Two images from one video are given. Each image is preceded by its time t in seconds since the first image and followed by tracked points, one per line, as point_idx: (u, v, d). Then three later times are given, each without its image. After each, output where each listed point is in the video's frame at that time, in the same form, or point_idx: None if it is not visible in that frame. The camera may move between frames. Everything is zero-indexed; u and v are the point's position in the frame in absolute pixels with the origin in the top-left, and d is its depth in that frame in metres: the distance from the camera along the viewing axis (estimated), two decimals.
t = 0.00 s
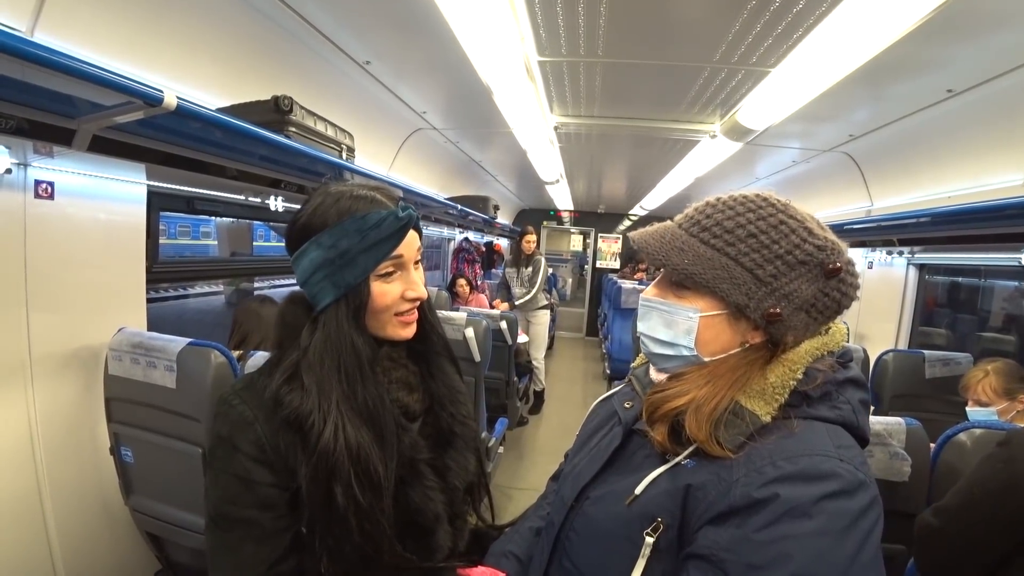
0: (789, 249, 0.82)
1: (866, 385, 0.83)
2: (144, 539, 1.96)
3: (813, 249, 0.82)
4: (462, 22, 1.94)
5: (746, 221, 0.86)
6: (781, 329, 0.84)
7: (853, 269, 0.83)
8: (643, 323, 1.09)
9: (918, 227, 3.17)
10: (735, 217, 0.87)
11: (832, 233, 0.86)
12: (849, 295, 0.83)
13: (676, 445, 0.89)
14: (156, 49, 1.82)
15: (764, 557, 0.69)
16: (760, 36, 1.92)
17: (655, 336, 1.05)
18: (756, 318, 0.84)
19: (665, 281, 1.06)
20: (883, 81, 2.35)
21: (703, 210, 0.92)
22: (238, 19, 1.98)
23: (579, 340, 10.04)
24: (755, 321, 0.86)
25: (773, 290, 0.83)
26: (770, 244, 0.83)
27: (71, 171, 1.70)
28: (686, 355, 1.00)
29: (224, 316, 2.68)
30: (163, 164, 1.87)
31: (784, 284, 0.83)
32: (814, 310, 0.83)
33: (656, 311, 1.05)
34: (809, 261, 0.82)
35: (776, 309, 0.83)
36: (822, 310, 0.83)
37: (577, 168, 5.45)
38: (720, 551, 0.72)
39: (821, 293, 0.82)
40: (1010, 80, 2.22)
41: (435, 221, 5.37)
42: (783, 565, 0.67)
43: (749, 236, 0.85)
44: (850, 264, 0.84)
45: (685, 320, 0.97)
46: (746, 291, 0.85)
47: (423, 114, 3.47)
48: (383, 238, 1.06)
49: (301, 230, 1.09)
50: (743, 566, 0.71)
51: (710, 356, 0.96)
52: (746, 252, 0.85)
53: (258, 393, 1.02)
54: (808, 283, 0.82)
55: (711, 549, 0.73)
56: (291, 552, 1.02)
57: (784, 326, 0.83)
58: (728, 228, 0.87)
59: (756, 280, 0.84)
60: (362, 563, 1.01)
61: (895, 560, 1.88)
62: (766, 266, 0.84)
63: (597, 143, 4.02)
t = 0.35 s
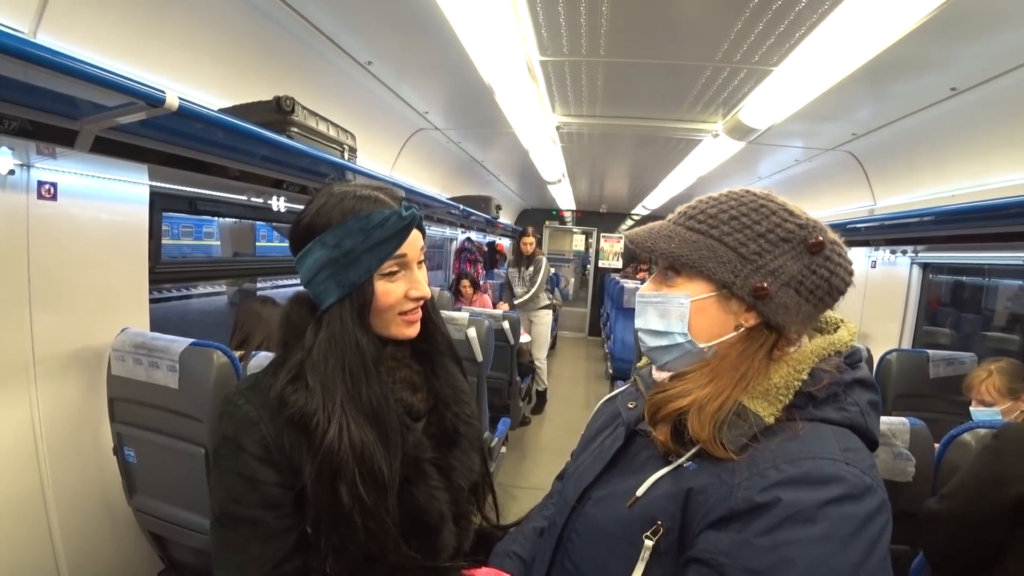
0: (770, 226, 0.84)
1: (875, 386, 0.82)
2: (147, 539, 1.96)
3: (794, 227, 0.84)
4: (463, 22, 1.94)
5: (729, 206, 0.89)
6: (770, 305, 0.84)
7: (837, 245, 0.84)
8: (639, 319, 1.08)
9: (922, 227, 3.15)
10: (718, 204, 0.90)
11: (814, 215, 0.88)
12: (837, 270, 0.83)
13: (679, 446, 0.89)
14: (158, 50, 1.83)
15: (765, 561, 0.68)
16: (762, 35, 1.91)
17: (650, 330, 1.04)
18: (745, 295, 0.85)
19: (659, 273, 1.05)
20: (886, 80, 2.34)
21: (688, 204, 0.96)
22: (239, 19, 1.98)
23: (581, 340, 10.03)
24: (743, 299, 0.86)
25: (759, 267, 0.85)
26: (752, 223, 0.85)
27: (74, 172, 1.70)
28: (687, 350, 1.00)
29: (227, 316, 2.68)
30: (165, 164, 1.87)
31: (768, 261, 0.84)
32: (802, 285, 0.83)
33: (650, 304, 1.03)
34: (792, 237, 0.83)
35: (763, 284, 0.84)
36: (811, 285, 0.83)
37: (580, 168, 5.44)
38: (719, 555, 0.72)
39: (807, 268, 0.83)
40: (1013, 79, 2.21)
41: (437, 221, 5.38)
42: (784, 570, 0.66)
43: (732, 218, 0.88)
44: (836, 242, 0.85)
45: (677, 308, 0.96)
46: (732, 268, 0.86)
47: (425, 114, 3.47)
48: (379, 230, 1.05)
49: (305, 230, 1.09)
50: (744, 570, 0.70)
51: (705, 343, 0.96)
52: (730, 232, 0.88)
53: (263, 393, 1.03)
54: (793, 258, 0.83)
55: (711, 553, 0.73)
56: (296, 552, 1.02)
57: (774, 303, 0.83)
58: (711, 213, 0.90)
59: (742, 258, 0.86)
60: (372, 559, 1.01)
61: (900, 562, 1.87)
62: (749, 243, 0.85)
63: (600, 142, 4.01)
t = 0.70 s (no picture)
0: (774, 226, 0.84)
1: (882, 389, 0.82)
2: (149, 540, 1.96)
3: (798, 227, 0.83)
4: (463, 21, 1.93)
5: (732, 206, 0.88)
6: (773, 307, 0.83)
7: (842, 244, 0.84)
8: (639, 320, 1.07)
9: (924, 224, 3.14)
10: (721, 204, 0.89)
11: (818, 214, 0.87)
12: (842, 270, 0.82)
13: (681, 450, 0.88)
14: (157, 51, 1.82)
15: (768, 569, 0.68)
16: (763, 32, 1.90)
17: (652, 331, 1.03)
18: (748, 297, 0.84)
19: (660, 274, 1.05)
20: (888, 77, 2.33)
21: (690, 202, 0.95)
22: (239, 19, 1.97)
23: (583, 339, 10.03)
24: (746, 300, 0.85)
25: (762, 268, 0.84)
26: (755, 224, 0.85)
27: (73, 173, 1.70)
28: (689, 351, 1.00)
29: (228, 317, 2.68)
30: (163, 165, 1.87)
31: (773, 262, 0.83)
32: (806, 287, 0.82)
33: (650, 305, 1.03)
34: (796, 237, 0.83)
35: (767, 285, 0.83)
36: (814, 286, 0.82)
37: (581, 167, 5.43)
38: (721, 562, 0.72)
39: (812, 269, 0.82)
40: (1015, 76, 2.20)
41: (438, 221, 5.37)
42: None
43: (735, 218, 0.87)
44: (841, 243, 0.84)
45: (679, 309, 0.96)
46: (735, 270, 0.85)
47: (426, 113, 3.47)
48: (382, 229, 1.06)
49: (307, 218, 1.08)
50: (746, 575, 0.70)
51: (707, 345, 0.96)
52: (733, 232, 0.87)
53: (250, 398, 1.03)
54: (797, 259, 0.83)
55: (713, 559, 0.73)
56: (286, 560, 1.03)
57: (778, 304, 0.83)
58: (714, 213, 0.89)
59: (745, 258, 0.85)
60: (360, 560, 1.02)
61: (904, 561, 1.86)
62: (753, 244, 0.85)
63: (601, 141, 4.01)
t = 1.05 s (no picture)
0: (780, 225, 0.84)
1: (887, 391, 0.81)
2: (152, 542, 1.96)
3: (804, 227, 0.84)
4: (463, 21, 1.93)
5: (737, 206, 0.88)
6: (781, 306, 0.83)
7: (846, 244, 0.84)
8: (645, 321, 1.08)
9: (926, 222, 3.13)
10: (727, 204, 0.89)
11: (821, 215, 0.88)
12: (846, 269, 0.83)
13: (689, 452, 0.88)
14: (157, 53, 1.82)
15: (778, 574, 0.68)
16: (762, 31, 1.90)
17: (656, 332, 1.03)
18: (756, 296, 0.84)
19: (666, 274, 1.05)
20: (888, 75, 2.33)
21: (695, 205, 0.95)
22: (239, 22, 1.98)
23: (584, 338, 10.03)
24: (754, 299, 0.85)
25: (769, 267, 0.84)
26: (762, 223, 0.85)
27: (74, 176, 1.70)
28: (694, 354, 1.00)
29: (229, 318, 2.68)
30: (164, 167, 1.87)
31: (780, 261, 0.83)
32: (813, 286, 0.83)
33: (657, 307, 1.03)
34: (801, 237, 0.83)
35: (775, 284, 0.83)
36: (820, 286, 0.83)
37: (581, 166, 5.43)
38: (731, 567, 0.71)
39: (817, 268, 0.83)
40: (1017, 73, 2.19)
41: (439, 221, 5.37)
42: None
43: (741, 218, 0.87)
44: (845, 242, 0.85)
45: (686, 309, 0.97)
46: (743, 269, 0.85)
47: (426, 114, 3.47)
48: (388, 230, 1.07)
49: (307, 218, 1.08)
50: None
51: (714, 345, 0.96)
52: (739, 232, 0.87)
53: (250, 402, 1.03)
54: (803, 258, 0.83)
55: (723, 565, 0.72)
56: (286, 564, 1.02)
57: (785, 304, 0.83)
58: (719, 214, 0.89)
59: (751, 258, 0.85)
60: (359, 564, 1.02)
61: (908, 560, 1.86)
62: (760, 244, 0.85)
63: (601, 140, 4.00)
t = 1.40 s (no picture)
0: (777, 225, 0.84)
1: (879, 388, 0.82)
2: (154, 541, 1.97)
3: (800, 226, 0.84)
4: (465, 22, 1.93)
5: (735, 207, 0.89)
6: (778, 304, 0.83)
7: (841, 244, 0.85)
8: (643, 321, 1.07)
9: (929, 222, 3.12)
10: (723, 205, 0.90)
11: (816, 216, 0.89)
12: (841, 268, 0.84)
13: (688, 451, 0.88)
14: (160, 55, 1.83)
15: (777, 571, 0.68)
16: (764, 32, 1.90)
17: (654, 330, 1.03)
18: (753, 294, 0.84)
19: (664, 273, 1.05)
20: (891, 75, 2.32)
21: (692, 205, 0.95)
22: (241, 23, 1.98)
23: (585, 339, 10.03)
24: (752, 297, 0.85)
25: (766, 266, 0.84)
26: (759, 223, 0.85)
27: (77, 177, 1.71)
28: (692, 351, 1.00)
29: (231, 319, 2.69)
30: (166, 168, 1.87)
31: (776, 260, 0.83)
32: (809, 285, 0.83)
33: (653, 305, 1.03)
34: (798, 236, 0.84)
35: (772, 282, 0.83)
36: (816, 285, 0.83)
37: (583, 167, 5.43)
38: (731, 564, 0.71)
39: (814, 267, 0.83)
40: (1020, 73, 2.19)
41: (440, 222, 5.38)
42: None
43: (738, 218, 0.87)
44: (840, 243, 0.85)
45: (684, 307, 0.96)
46: (740, 268, 0.85)
47: (428, 115, 3.47)
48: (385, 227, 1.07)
49: (303, 220, 1.09)
50: None
51: (712, 343, 0.96)
52: (737, 232, 0.87)
53: (251, 403, 1.03)
54: (799, 257, 0.83)
55: (722, 562, 0.72)
56: (285, 564, 1.02)
57: (782, 302, 0.83)
58: (717, 214, 0.90)
59: (749, 257, 0.85)
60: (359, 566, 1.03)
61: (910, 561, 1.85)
62: (757, 243, 0.85)
63: (603, 141, 4.00)
